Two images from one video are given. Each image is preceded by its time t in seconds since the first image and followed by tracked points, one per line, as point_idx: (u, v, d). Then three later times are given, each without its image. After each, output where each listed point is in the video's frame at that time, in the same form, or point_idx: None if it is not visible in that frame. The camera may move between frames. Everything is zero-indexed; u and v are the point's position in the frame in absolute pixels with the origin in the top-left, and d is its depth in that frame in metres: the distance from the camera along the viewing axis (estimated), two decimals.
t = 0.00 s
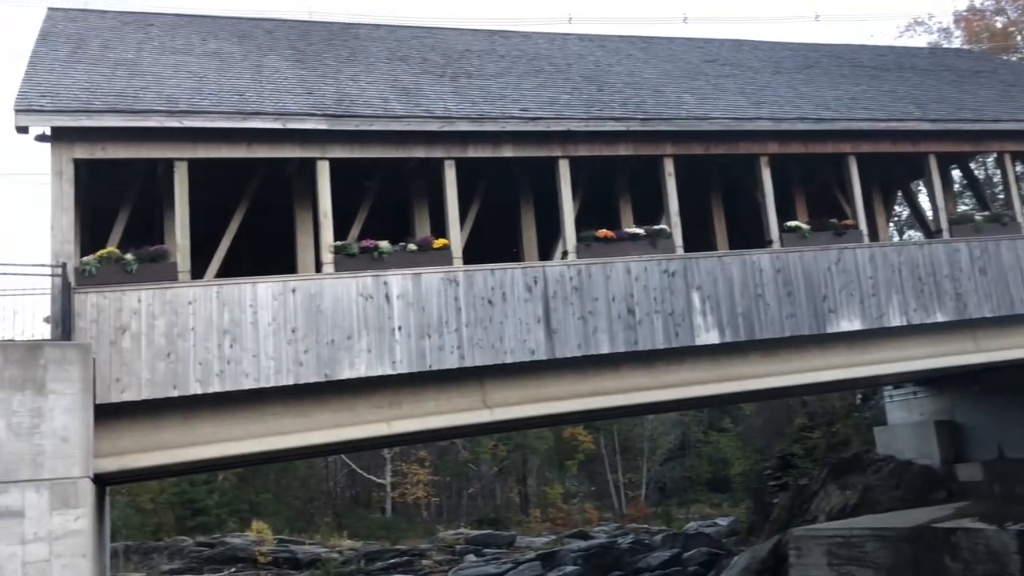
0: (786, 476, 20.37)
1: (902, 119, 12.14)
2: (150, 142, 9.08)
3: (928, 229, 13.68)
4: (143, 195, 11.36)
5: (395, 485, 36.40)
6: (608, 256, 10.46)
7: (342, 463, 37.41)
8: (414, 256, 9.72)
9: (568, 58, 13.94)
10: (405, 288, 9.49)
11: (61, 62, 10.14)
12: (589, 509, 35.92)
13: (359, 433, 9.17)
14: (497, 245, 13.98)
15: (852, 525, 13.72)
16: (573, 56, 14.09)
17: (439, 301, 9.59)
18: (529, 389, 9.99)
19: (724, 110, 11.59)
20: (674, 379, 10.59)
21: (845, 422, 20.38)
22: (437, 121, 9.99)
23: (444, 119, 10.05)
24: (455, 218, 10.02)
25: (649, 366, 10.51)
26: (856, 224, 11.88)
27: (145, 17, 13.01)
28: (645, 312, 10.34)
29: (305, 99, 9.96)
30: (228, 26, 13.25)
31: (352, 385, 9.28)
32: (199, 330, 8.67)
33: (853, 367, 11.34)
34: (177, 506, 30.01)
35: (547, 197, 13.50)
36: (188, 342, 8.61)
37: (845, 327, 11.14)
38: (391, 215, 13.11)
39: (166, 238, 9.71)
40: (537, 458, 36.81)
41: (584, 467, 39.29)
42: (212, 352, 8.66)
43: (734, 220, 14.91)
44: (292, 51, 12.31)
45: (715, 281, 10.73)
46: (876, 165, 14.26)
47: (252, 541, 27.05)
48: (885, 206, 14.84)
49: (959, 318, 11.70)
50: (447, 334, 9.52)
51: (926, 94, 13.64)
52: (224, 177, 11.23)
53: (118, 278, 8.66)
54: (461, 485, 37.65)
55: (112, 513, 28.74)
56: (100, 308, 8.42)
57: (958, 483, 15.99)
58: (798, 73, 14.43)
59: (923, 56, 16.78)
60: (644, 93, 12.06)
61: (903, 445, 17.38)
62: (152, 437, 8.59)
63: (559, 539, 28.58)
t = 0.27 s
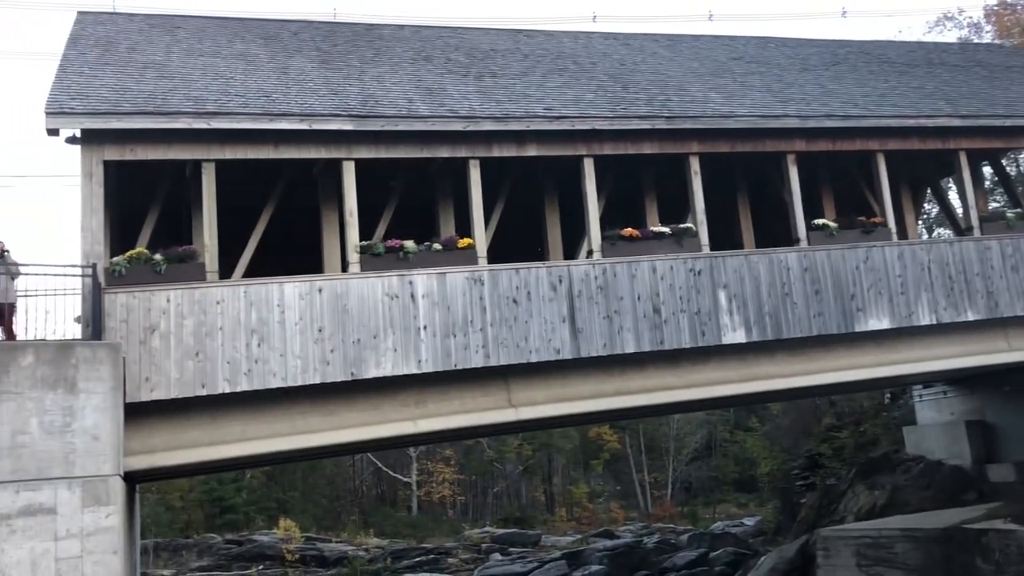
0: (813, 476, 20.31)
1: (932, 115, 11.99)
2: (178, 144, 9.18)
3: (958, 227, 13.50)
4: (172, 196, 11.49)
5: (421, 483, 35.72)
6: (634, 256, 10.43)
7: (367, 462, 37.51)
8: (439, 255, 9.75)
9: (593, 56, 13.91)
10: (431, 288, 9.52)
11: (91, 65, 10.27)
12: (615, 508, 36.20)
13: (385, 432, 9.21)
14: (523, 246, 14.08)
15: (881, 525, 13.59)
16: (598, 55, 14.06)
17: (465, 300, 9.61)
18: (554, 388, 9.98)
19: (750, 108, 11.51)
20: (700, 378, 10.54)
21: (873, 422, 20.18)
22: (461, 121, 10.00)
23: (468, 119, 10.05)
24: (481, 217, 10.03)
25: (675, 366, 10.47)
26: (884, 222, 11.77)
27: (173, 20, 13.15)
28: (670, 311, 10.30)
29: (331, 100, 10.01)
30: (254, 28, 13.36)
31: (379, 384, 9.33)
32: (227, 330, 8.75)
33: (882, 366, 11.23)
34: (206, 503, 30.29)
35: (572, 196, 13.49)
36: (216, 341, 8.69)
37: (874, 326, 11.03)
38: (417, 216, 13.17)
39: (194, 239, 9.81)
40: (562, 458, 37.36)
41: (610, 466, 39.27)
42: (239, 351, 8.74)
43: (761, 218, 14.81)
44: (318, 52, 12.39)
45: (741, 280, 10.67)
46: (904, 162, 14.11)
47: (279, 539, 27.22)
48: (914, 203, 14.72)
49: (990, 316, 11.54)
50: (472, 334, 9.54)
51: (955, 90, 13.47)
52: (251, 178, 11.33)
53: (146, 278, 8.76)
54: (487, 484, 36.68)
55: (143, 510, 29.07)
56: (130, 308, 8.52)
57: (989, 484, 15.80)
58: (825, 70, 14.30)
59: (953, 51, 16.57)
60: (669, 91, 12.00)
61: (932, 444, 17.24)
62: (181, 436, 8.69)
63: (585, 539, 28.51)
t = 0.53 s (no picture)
0: (828, 474, 20.30)
1: (949, 110, 11.87)
2: (191, 142, 9.19)
3: (975, 223, 13.38)
4: (185, 194, 11.52)
5: (433, 482, 35.75)
6: (647, 253, 10.38)
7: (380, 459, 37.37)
8: (451, 253, 9.73)
9: (606, 53, 13.85)
10: (443, 285, 9.49)
11: (105, 64, 10.30)
12: (628, 506, 36.43)
13: (398, 429, 9.19)
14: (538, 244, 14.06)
15: (897, 524, 13.48)
16: (611, 51, 14.00)
17: (477, 297, 9.58)
18: (567, 386, 9.94)
19: (764, 104, 11.42)
20: (714, 376, 10.47)
21: (889, 421, 20.05)
22: (474, 118, 9.96)
23: (480, 115, 10.00)
24: (494, 214, 10.00)
25: (688, 363, 10.41)
26: (900, 218, 11.68)
27: (187, 18, 13.18)
28: (684, 308, 10.24)
29: (343, 97, 10.00)
30: (267, 25, 13.37)
31: (391, 381, 9.32)
32: (240, 328, 8.76)
33: (898, 363, 11.12)
34: (220, 501, 30.41)
35: (585, 193, 13.48)
36: (229, 339, 8.70)
37: (889, 323, 10.93)
38: (430, 213, 13.17)
39: (207, 237, 9.82)
40: (575, 456, 37.66)
41: (623, 464, 39.30)
42: (253, 349, 8.74)
43: (774, 214, 14.73)
44: (330, 50, 12.38)
45: (755, 277, 10.59)
46: (920, 158, 13.99)
47: (293, 536, 27.30)
48: (930, 199, 14.64)
49: (1007, 313, 11.42)
50: (484, 331, 9.51)
51: (972, 85, 13.34)
52: (264, 176, 11.34)
53: (160, 276, 8.77)
54: (500, 481, 36.54)
55: (158, 507, 29.20)
56: (143, 305, 8.54)
57: (1006, 482, 15.61)
58: (840, 65, 14.19)
59: (970, 46, 16.42)
60: (683, 87, 11.93)
61: (949, 443, 17.08)
62: (194, 433, 8.69)
63: (598, 537, 28.48)
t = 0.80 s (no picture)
0: (827, 472, 20.44)
1: (948, 108, 11.88)
2: (191, 140, 9.20)
3: (974, 220, 13.39)
4: (184, 192, 11.53)
5: (433, 479, 35.57)
6: (646, 250, 10.40)
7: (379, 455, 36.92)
8: (450, 250, 9.73)
9: (605, 50, 13.86)
10: (442, 282, 9.50)
11: (104, 61, 10.30)
12: (628, 504, 36.70)
13: (397, 427, 9.21)
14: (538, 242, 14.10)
15: (896, 521, 13.51)
16: (610, 49, 14.00)
17: (476, 295, 9.59)
18: (566, 383, 9.95)
19: (763, 101, 11.43)
20: (712, 373, 10.49)
21: (888, 418, 20.08)
22: (473, 115, 9.97)
23: (480, 113, 10.01)
24: (493, 212, 10.01)
25: (687, 361, 10.43)
26: (899, 216, 11.69)
27: (186, 15, 13.18)
28: (683, 306, 10.26)
29: (342, 95, 10.00)
30: (267, 23, 13.37)
31: (390, 379, 9.34)
32: (239, 325, 8.77)
33: (896, 361, 11.14)
34: (220, 498, 30.43)
35: (585, 191, 13.52)
36: (228, 336, 8.71)
37: (888, 320, 10.94)
38: (430, 210, 13.20)
39: (206, 234, 9.83)
40: (574, 454, 37.92)
41: (623, 461, 39.40)
42: (252, 346, 8.76)
43: (774, 212, 14.74)
44: (329, 47, 12.39)
45: (754, 275, 10.61)
46: (919, 155, 14.00)
47: (293, 533, 27.32)
48: (929, 196, 14.67)
49: (1005, 311, 11.44)
50: (483, 328, 9.52)
51: (972, 83, 13.34)
52: (263, 173, 11.35)
53: (159, 273, 8.79)
54: (500, 479, 36.42)
55: (158, 504, 29.22)
56: (142, 302, 8.55)
57: (1004, 480, 15.71)
58: (839, 63, 14.20)
59: (969, 44, 16.43)
60: (682, 85, 11.93)
61: (948, 440, 17.12)
62: (194, 430, 8.71)
63: (597, 534, 28.52)
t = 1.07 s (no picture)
0: (815, 473, 20.52)
1: (936, 110, 11.94)
2: (179, 138, 9.17)
3: (961, 222, 13.46)
4: (173, 191, 11.49)
5: (423, 479, 35.49)
6: (635, 251, 10.42)
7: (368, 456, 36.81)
8: (439, 250, 9.71)
9: (595, 51, 13.87)
10: (432, 282, 9.49)
11: (92, 59, 10.24)
12: (617, 504, 36.75)
13: (386, 427, 9.19)
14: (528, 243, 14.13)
15: (883, 521, 13.56)
16: (600, 50, 14.02)
17: (466, 295, 9.58)
18: (555, 384, 9.95)
19: (753, 103, 11.46)
20: (701, 374, 10.51)
21: (875, 419, 20.19)
22: (463, 115, 9.96)
23: (470, 113, 10.01)
24: (483, 212, 10.00)
25: (676, 361, 10.44)
26: (887, 217, 11.75)
27: (175, 14, 13.12)
28: (672, 306, 10.28)
29: (332, 94, 9.98)
30: (256, 22, 13.33)
31: (379, 379, 9.32)
32: (228, 325, 8.74)
33: (884, 362, 11.19)
34: (208, 498, 30.30)
35: (574, 192, 13.54)
36: (216, 336, 8.68)
37: (876, 321, 10.99)
38: (420, 209, 13.18)
39: (194, 233, 9.79)
40: (564, 454, 37.88)
41: (612, 462, 39.46)
42: (240, 346, 8.72)
43: (763, 214, 14.81)
44: (319, 46, 12.35)
45: (743, 276, 10.64)
46: (907, 157, 14.08)
47: (282, 533, 27.24)
48: (917, 198, 14.75)
49: (992, 312, 11.50)
50: (473, 329, 9.52)
51: (960, 85, 13.41)
52: (253, 172, 11.32)
53: (147, 273, 8.74)
54: (489, 479, 36.41)
55: (145, 505, 29.05)
56: (130, 302, 8.51)
57: (990, 480, 15.88)
58: (828, 65, 14.26)
59: (957, 47, 16.52)
60: (672, 86, 11.96)
61: (934, 440, 17.24)
62: (181, 430, 8.67)
63: (586, 534, 28.55)
